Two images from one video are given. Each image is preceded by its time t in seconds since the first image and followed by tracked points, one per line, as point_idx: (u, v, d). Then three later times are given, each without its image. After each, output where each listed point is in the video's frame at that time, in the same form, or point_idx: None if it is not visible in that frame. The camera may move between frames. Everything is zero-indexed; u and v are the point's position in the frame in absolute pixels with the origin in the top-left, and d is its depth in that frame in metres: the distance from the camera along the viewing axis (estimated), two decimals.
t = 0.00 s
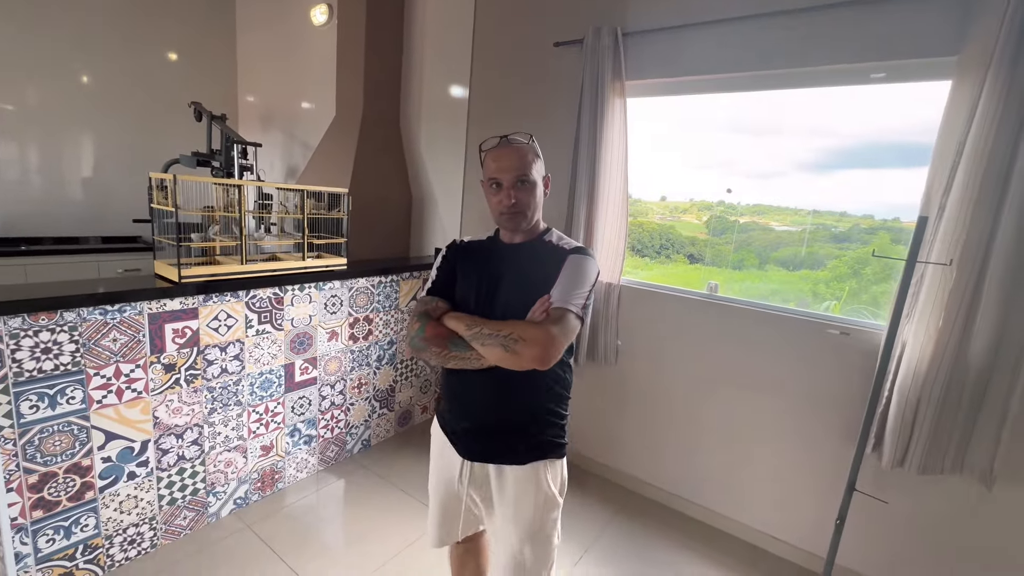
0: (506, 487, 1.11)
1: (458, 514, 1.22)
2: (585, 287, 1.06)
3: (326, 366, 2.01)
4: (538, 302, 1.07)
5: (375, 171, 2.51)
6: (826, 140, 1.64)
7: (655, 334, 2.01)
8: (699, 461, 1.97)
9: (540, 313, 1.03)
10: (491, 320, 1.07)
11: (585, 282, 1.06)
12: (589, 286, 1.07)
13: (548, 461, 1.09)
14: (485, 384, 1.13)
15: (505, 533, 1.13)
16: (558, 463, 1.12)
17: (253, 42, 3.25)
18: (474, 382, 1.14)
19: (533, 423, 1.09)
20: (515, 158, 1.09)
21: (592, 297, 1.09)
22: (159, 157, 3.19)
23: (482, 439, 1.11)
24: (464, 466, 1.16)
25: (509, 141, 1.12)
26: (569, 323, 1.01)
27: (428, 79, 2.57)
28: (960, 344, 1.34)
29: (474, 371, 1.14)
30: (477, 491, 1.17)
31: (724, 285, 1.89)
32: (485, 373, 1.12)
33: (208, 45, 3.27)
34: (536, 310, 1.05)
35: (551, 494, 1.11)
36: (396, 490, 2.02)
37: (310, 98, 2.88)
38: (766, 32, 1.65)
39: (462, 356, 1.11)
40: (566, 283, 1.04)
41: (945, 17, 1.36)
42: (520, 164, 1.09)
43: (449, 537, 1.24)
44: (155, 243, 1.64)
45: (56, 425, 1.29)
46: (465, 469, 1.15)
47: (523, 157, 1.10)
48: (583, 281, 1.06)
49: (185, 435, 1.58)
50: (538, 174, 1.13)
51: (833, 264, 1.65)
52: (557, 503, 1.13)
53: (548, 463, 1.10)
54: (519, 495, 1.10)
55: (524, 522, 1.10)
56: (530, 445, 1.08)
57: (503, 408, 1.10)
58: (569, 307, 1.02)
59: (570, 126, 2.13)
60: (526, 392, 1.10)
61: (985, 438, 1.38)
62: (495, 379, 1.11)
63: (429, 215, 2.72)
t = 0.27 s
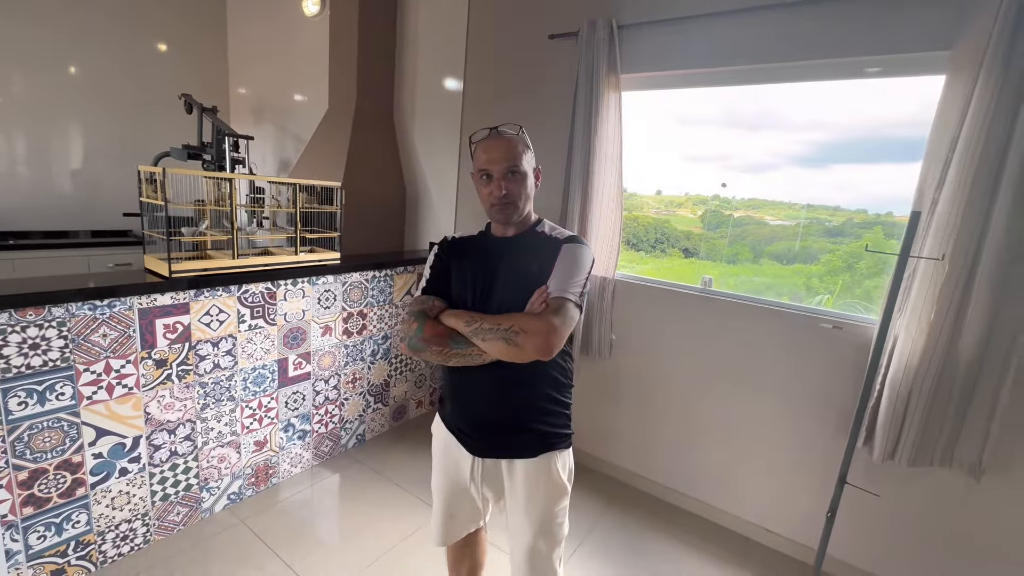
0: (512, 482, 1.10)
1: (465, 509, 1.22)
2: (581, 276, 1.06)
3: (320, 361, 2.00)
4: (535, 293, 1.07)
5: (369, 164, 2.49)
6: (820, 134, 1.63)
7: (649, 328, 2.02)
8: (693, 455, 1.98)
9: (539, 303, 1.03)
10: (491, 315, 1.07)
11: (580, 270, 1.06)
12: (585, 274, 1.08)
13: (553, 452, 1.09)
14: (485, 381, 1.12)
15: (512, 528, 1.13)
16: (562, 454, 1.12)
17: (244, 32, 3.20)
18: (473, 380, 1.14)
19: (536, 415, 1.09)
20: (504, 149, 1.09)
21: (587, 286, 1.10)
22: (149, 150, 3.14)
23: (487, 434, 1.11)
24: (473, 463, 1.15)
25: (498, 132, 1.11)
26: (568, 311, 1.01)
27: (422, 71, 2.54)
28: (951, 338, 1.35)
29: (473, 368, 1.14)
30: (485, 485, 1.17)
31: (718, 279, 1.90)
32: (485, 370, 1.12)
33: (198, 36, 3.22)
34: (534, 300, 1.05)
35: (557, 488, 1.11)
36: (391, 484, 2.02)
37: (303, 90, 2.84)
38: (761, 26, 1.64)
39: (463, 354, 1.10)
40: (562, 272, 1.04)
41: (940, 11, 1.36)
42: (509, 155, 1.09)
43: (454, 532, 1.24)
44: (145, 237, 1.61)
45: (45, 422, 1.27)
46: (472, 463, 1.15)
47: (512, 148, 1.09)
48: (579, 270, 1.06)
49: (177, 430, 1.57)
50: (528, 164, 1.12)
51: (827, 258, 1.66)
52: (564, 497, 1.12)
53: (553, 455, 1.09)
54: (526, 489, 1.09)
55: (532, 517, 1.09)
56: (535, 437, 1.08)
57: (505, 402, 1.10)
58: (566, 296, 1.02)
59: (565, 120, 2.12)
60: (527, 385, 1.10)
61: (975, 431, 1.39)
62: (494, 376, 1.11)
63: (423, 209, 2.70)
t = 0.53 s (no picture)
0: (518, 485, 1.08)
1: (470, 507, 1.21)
2: (602, 277, 1.03)
3: (312, 360, 2.00)
4: (551, 293, 1.05)
5: (362, 162, 2.47)
6: (810, 132, 1.65)
7: (642, 325, 2.02)
8: (685, 451, 2.00)
9: (553, 303, 1.01)
10: (502, 316, 1.06)
11: (601, 271, 1.03)
12: (605, 275, 1.04)
13: (564, 462, 1.07)
14: (498, 385, 1.11)
15: (517, 534, 1.10)
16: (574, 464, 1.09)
17: (234, 28, 3.17)
18: (485, 383, 1.14)
19: (548, 423, 1.07)
20: (522, 149, 1.08)
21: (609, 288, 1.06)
22: (138, 147, 3.10)
23: (496, 439, 1.09)
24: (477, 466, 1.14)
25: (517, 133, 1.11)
26: (583, 312, 0.97)
27: (414, 67, 2.53)
28: (938, 335, 1.37)
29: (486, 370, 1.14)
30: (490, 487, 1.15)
31: (710, 276, 1.91)
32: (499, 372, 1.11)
33: (187, 31, 3.18)
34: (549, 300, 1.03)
35: (565, 497, 1.07)
36: (384, 483, 2.02)
37: (294, 86, 2.81)
38: (751, 24, 1.65)
39: (475, 354, 1.12)
40: (580, 272, 1.02)
41: (927, 11, 1.38)
42: (528, 155, 1.08)
43: (458, 528, 1.24)
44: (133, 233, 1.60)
45: (32, 422, 1.26)
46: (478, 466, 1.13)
47: (531, 148, 1.09)
48: (597, 271, 1.03)
49: (167, 430, 1.56)
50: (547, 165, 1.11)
51: (818, 256, 1.67)
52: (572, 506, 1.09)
53: (564, 465, 1.07)
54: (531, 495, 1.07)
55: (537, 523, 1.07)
56: (547, 444, 1.06)
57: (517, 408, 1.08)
58: (583, 297, 0.98)
59: (558, 117, 2.11)
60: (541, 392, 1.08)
61: (960, 427, 1.41)
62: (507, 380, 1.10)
63: (417, 206, 2.69)
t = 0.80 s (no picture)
0: (551, 494, 1.08)
1: (497, 519, 1.19)
2: (635, 290, 1.00)
3: (307, 360, 1.99)
4: (582, 305, 1.04)
5: (356, 162, 2.47)
6: (802, 133, 1.66)
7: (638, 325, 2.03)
8: (680, 450, 2.00)
9: (584, 316, 1.00)
10: (532, 325, 1.05)
11: (634, 284, 1.00)
12: (639, 288, 1.01)
13: (596, 472, 1.06)
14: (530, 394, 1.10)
15: (547, 543, 1.10)
16: (607, 474, 1.08)
17: (227, 26, 3.15)
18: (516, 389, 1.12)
19: (582, 433, 1.05)
20: (543, 152, 1.06)
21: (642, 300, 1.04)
22: (130, 146, 3.07)
23: (528, 447, 1.08)
24: (507, 474, 1.13)
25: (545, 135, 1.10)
26: (615, 327, 0.95)
27: (409, 67, 2.52)
28: (929, 332, 1.38)
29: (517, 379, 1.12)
30: (522, 496, 1.15)
31: (705, 276, 1.92)
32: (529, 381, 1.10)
33: (179, 29, 3.16)
34: (580, 312, 1.02)
35: (598, 507, 1.08)
36: (380, 483, 2.01)
37: (288, 85, 2.80)
38: (743, 25, 1.66)
39: (502, 361, 1.09)
40: (612, 285, 1.00)
41: (916, 12, 1.39)
42: (548, 158, 1.06)
43: (482, 539, 1.22)
44: (125, 234, 1.59)
45: (23, 424, 1.25)
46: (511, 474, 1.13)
47: (552, 151, 1.06)
48: (632, 284, 1.00)
49: (160, 431, 1.55)
50: (569, 167, 1.05)
51: (811, 255, 1.68)
52: (604, 516, 1.09)
53: (596, 474, 1.06)
54: (565, 504, 1.07)
55: (569, 532, 1.07)
56: (580, 451, 1.04)
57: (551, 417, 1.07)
58: (615, 311, 0.97)
59: (552, 116, 2.12)
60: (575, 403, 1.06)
61: (951, 424, 1.43)
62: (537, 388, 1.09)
63: (411, 206, 2.69)
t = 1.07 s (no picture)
0: (562, 498, 1.07)
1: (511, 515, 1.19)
2: (650, 308, 0.89)
3: (303, 362, 1.98)
4: (594, 318, 0.96)
5: (352, 163, 2.46)
6: (796, 134, 1.67)
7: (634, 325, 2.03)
8: (677, 449, 2.01)
9: (588, 332, 0.92)
10: (541, 334, 1.00)
11: (650, 301, 0.89)
12: (655, 306, 0.90)
13: (605, 481, 1.03)
14: (542, 400, 1.08)
15: (556, 544, 1.10)
16: (617, 484, 1.05)
17: (222, 27, 3.14)
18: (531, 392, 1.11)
19: (592, 441, 1.02)
20: (558, 150, 1.02)
21: (663, 318, 0.92)
22: (124, 147, 3.06)
23: (537, 446, 1.08)
24: (518, 472, 1.13)
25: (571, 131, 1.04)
26: (616, 348, 0.85)
27: (405, 68, 2.52)
28: (923, 331, 1.40)
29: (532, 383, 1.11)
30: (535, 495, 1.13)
31: (701, 275, 1.93)
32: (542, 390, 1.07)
33: (173, 30, 3.15)
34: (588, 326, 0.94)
35: (608, 517, 1.05)
36: (377, 485, 2.01)
37: (284, 86, 2.79)
38: (737, 26, 1.67)
39: (516, 363, 1.06)
40: (623, 300, 0.90)
41: (908, 14, 1.41)
42: (560, 158, 1.01)
43: (494, 533, 1.22)
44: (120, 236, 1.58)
45: (17, 428, 1.24)
46: (524, 473, 1.12)
47: (567, 150, 1.00)
48: (648, 302, 0.89)
49: (156, 434, 1.54)
50: (578, 169, 0.98)
51: (806, 255, 1.70)
52: (614, 527, 1.07)
53: (605, 483, 1.03)
54: (574, 508, 1.06)
55: (578, 536, 1.06)
56: (588, 460, 1.02)
57: (563, 423, 1.05)
58: (621, 332, 0.86)
59: (549, 117, 2.12)
60: (586, 413, 1.03)
61: (944, 422, 1.44)
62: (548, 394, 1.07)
63: (408, 207, 2.68)
